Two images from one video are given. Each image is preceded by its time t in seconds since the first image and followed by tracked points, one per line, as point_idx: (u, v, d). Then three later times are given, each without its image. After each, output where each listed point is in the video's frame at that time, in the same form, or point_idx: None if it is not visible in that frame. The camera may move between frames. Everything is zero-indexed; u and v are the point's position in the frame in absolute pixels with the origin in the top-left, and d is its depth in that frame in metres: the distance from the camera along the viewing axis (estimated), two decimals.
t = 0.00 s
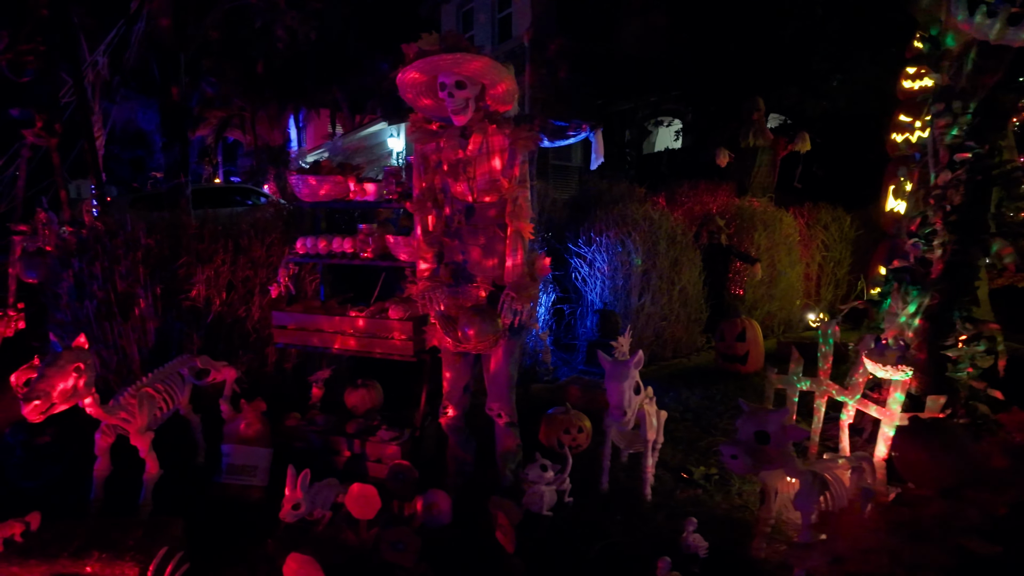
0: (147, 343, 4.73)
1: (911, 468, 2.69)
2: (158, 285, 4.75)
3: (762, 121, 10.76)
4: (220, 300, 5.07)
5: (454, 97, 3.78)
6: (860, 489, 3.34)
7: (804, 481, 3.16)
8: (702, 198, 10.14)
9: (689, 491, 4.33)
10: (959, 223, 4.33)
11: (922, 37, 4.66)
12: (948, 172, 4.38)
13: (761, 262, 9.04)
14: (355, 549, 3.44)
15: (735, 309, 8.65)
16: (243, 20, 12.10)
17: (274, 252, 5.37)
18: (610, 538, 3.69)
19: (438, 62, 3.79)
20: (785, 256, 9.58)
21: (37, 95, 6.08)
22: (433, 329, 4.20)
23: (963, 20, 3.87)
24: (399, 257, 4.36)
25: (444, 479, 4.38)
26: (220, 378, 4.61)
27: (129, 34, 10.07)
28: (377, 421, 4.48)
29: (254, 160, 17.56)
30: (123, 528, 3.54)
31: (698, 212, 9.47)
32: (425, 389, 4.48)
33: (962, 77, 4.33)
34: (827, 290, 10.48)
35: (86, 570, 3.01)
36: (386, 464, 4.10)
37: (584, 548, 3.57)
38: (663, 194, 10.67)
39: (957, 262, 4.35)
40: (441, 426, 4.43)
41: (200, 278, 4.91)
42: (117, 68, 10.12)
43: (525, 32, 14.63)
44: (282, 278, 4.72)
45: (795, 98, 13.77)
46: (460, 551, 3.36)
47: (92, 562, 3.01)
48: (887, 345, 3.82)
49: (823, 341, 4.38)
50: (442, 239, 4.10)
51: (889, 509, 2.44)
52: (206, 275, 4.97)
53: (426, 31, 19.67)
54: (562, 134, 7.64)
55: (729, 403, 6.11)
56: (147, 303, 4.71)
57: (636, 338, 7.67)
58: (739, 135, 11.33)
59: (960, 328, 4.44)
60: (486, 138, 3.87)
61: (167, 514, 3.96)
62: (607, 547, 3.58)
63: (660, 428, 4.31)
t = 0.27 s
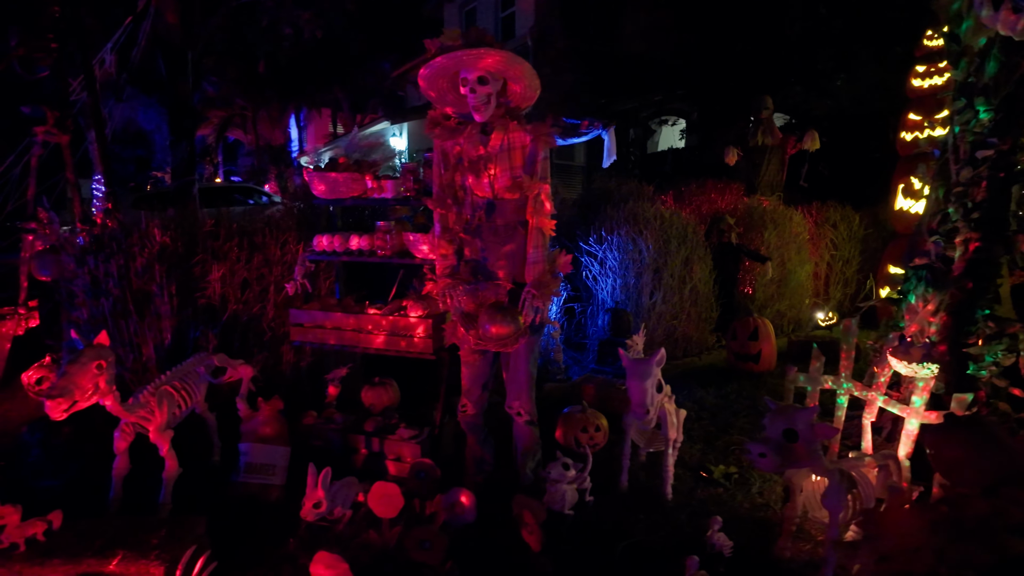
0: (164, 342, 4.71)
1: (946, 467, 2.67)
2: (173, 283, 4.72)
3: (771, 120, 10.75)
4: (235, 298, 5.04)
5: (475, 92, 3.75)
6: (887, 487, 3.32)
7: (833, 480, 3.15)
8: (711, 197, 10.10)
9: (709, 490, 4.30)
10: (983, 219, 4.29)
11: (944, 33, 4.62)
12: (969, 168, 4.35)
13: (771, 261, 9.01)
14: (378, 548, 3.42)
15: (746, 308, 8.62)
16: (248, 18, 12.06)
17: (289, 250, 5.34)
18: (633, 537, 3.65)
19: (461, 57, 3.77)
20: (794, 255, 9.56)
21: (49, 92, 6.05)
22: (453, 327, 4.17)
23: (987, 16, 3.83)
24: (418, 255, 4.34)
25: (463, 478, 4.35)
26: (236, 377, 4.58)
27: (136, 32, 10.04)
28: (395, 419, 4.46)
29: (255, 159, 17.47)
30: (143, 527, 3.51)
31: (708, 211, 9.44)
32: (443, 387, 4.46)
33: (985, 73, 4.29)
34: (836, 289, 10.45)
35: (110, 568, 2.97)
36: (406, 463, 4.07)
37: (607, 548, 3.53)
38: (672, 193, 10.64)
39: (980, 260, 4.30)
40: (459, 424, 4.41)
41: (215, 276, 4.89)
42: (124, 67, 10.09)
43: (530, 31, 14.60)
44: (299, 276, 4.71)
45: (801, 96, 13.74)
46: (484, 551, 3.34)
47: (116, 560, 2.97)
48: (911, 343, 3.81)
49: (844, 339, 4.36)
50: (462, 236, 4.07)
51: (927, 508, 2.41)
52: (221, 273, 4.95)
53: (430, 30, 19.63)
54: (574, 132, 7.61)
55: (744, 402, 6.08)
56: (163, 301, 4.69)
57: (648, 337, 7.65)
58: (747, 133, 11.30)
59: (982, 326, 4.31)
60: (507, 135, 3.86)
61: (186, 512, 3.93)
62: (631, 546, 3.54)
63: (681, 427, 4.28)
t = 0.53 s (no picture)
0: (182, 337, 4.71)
1: (978, 460, 2.67)
2: (192, 278, 4.73)
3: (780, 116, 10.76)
4: (253, 293, 5.04)
5: (498, 85, 3.75)
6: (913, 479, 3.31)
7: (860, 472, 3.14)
8: (719, 193, 10.08)
9: (729, 484, 4.29)
10: (1002, 214, 4.23)
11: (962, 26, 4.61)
12: (989, 163, 4.32)
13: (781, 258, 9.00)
14: (402, 541, 3.42)
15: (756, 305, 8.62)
16: (255, 15, 12.04)
17: (305, 245, 5.34)
18: (656, 530, 3.65)
19: (486, 50, 3.80)
20: (804, 252, 9.57)
21: (63, 88, 6.05)
22: (473, 321, 4.17)
23: (1008, 10, 3.83)
24: (437, 249, 4.34)
25: (482, 472, 4.36)
26: (255, 371, 4.59)
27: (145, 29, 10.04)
28: (415, 413, 4.47)
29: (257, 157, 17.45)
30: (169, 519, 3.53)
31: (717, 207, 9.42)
32: (463, 380, 4.49)
33: (1004, 67, 4.28)
34: (845, 287, 10.44)
35: (141, 559, 2.96)
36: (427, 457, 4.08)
37: (632, 542, 3.51)
38: (681, 189, 10.63)
39: (1000, 255, 4.26)
40: (478, 418, 4.41)
41: (234, 271, 4.89)
42: (132, 64, 10.09)
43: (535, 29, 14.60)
44: (317, 270, 4.73)
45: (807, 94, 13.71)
46: (510, 542, 3.36)
47: (147, 551, 2.97)
48: (934, 336, 3.81)
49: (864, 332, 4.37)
50: (482, 230, 4.06)
51: (964, 499, 2.41)
52: (240, 267, 4.95)
53: (432, 28, 19.60)
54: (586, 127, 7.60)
55: (758, 398, 6.08)
56: (183, 296, 4.70)
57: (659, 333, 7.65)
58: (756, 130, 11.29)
59: (1002, 320, 4.26)
60: (528, 128, 3.85)
61: (208, 505, 3.94)
62: (655, 539, 3.52)
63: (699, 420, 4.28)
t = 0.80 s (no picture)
0: (203, 329, 4.75)
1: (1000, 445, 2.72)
2: (213, 270, 4.78)
3: (787, 112, 10.78)
4: (273, 286, 5.09)
5: (522, 78, 3.78)
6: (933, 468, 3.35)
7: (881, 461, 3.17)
8: (727, 188, 10.11)
9: (747, 474, 4.34)
10: (1018, 206, 4.26)
11: (977, 19, 4.62)
12: (1005, 156, 4.34)
13: (790, 253, 9.04)
14: (427, 529, 3.47)
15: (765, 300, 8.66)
16: (262, 12, 12.06)
17: (323, 238, 5.39)
18: (677, 518, 3.69)
19: (511, 41, 3.79)
20: (812, 247, 9.61)
21: (79, 83, 6.08)
22: (494, 313, 4.22)
23: None
24: (458, 241, 4.39)
25: (502, 462, 4.41)
26: (276, 363, 4.63)
27: (154, 24, 10.06)
28: (435, 404, 4.53)
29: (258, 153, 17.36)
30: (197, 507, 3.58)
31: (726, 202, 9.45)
32: (484, 369, 4.57)
33: (1019, 60, 4.29)
34: (852, 282, 10.48)
35: (175, 546, 3.00)
36: (448, 448, 4.13)
37: (654, 530, 3.55)
38: (688, 185, 10.67)
39: (1015, 246, 4.29)
40: (497, 409, 4.46)
41: (254, 264, 4.94)
42: (141, 60, 10.12)
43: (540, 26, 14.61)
44: (337, 263, 4.82)
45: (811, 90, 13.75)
46: (535, 528, 3.41)
47: (180, 538, 3.01)
48: (952, 327, 3.83)
49: (881, 324, 4.41)
50: (503, 222, 4.10)
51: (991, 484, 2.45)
52: (260, 261, 5.00)
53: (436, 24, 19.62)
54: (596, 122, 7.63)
55: (770, 391, 6.14)
56: (204, 288, 4.75)
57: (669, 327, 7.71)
58: (763, 126, 11.32)
59: (1018, 313, 4.22)
60: (550, 121, 3.88)
61: (234, 494, 3.99)
62: (676, 527, 3.57)
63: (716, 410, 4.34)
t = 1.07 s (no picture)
0: (220, 319, 4.80)
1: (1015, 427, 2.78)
2: (230, 260, 4.82)
3: (792, 105, 10.81)
4: (288, 276, 5.14)
5: (539, 69, 3.82)
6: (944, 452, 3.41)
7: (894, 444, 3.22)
8: (732, 180, 10.14)
9: (758, 460, 4.40)
10: None
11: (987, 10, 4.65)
12: (1015, 145, 4.38)
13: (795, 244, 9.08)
14: (447, 512, 3.53)
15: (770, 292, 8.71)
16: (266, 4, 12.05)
17: (336, 229, 5.44)
18: (692, 502, 3.76)
19: (529, 33, 3.85)
20: (816, 239, 9.66)
21: (90, 75, 6.10)
22: (509, 302, 4.27)
23: None
24: (473, 231, 4.43)
25: (517, 448, 4.46)
26: (293, 351, 4.68)
27: (159, 17, 10.06)
28: (450, 392, 4.60)
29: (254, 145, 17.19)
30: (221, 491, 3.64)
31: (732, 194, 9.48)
32: (499, 358, 4.62)
33: None
34: (856, 274, 10.54)
35: (202, 527, 3.06)
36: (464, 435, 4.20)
37: (670, 513, 3.61)
38: (693, 177, 10.70)
39: None
40: (512, 396, 4.51)
41: (269, 254, 4.99)
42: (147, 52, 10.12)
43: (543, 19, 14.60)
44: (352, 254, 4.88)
45: (814, 83, 13.77)
46: (554, 512, 3.48)
47: (208, 520, 3.07)
48: (963, 315, 3.87)
49: (891, 312, 4.46)
50: (519, 212, 4.14)
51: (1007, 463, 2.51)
52: (275, 251, 5.04)
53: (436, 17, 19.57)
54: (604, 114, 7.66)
55: (778, 380, 6.20)
56: (221, 278, 4.80)
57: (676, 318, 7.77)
58: (767, 119, 11.35)
59: None
60: (566, 111, 3.92)
61: (254, 479, 4.05)
62: (691, 511, 3.63)
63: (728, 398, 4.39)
